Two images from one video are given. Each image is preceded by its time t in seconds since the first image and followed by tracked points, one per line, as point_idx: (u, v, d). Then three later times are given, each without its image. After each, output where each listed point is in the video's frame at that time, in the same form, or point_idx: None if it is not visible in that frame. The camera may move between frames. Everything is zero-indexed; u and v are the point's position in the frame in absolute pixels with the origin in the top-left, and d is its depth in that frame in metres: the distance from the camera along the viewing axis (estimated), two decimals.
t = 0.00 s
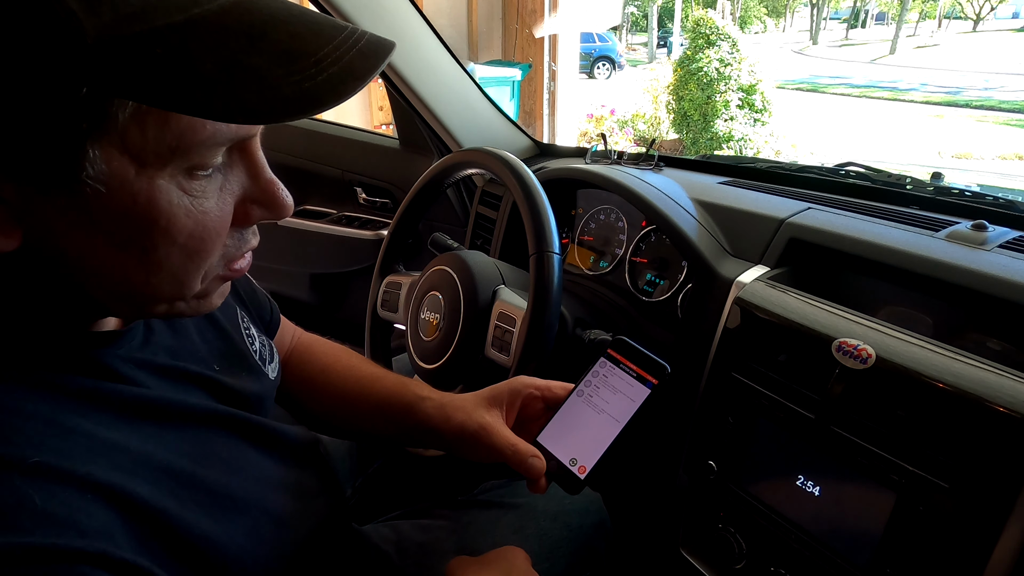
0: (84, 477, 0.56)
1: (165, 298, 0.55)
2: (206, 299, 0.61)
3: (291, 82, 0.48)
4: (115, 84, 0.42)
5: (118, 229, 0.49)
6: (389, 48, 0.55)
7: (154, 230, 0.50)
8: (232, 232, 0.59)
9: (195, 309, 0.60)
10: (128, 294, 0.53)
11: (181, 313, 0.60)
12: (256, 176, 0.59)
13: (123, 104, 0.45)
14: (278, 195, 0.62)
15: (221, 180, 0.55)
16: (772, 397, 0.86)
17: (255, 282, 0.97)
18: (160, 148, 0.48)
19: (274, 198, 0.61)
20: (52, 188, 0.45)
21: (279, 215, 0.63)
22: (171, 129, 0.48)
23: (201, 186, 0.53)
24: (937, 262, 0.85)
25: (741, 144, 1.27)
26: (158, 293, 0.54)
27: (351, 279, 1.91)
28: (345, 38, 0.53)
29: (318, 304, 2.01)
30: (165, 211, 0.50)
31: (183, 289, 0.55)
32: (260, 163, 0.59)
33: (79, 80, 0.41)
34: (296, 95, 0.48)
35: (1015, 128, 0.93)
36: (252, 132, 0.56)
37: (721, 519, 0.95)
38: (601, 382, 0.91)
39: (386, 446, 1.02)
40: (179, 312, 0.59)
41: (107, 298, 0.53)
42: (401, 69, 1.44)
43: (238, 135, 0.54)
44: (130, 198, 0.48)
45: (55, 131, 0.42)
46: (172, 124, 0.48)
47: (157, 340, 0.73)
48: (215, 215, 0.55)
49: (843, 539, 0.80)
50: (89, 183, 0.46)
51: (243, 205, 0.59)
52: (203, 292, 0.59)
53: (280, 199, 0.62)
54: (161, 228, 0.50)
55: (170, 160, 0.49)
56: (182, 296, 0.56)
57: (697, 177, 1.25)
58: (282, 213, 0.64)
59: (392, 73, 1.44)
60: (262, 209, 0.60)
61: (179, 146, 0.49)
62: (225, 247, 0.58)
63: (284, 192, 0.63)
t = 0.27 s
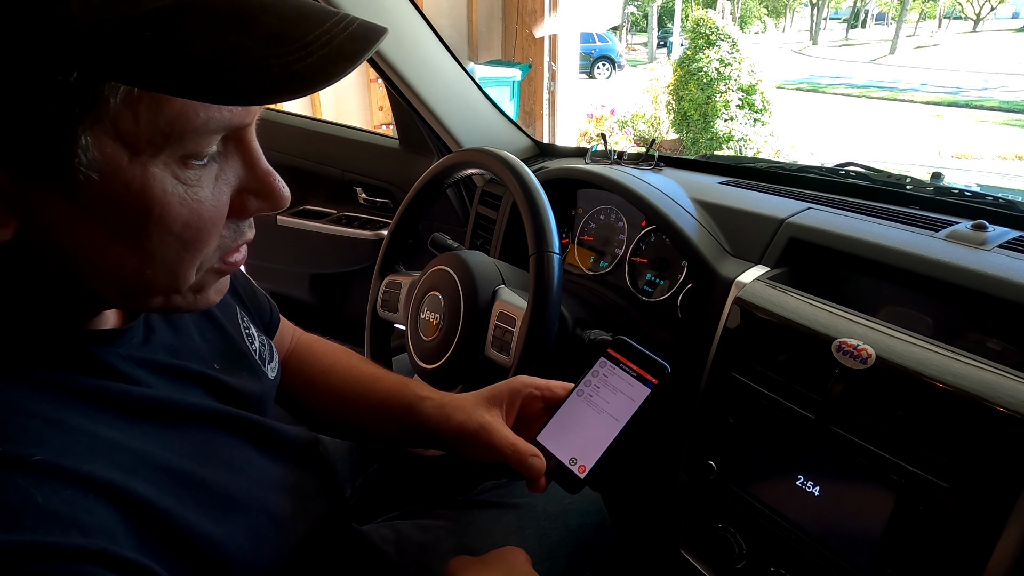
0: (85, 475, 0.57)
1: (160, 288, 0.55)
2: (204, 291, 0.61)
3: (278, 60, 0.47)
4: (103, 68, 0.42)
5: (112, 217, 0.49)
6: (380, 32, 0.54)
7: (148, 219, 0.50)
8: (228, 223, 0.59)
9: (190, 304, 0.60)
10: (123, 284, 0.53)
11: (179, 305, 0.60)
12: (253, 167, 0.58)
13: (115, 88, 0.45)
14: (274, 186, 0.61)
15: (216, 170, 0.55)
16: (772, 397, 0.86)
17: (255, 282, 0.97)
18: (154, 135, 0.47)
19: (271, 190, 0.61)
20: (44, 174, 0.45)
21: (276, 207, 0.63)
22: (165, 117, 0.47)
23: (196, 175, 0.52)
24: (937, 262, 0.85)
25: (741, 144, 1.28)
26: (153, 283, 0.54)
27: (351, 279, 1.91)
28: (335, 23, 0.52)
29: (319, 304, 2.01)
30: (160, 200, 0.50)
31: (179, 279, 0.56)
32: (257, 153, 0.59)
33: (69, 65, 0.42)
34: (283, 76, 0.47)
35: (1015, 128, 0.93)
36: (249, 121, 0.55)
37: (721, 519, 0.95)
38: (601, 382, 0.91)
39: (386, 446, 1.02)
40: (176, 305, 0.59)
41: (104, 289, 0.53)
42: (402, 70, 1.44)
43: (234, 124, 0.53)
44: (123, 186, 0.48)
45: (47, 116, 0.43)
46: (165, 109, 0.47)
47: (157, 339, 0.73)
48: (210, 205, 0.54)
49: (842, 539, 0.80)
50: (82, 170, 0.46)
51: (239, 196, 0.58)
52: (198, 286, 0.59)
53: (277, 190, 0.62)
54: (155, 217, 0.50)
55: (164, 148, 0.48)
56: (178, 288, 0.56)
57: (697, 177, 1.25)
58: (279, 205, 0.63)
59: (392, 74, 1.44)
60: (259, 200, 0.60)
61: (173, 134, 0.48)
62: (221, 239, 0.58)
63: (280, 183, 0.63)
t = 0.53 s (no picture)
0: (87, 476, 0.56)
1: (158, 290, 0.55)
2: (200, 292, 0.61)
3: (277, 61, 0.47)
4: (101, 70, 0.42)
5: (112, 218, 0.49)
6: (381, 31, 0.54)
7: (147, 221, 0.50)
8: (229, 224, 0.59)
9: (185, 307, 0.60)
10: (123, 285, 0.53)
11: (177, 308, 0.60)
12: (253, 168, 0.58)
13: (115, 91, 0.45)
14: (276, 188, 0.61)
15: (217, 171, 0.55)
16: (772, 397, 0.86)
17: (256, 283, 0.97)
18: (154, 138, 0.47)
19: (272, 191, 0.61)
20: (43, 176, 0.45)
21: (276, 208, 0.63)
22: (165, 119, 0.47)
23: (197, 177, 0.52)
24: (937, 262, 0.85)
25: (741, 144, 1.28)
26: (152, 284, 0.54)
27: (351, 279, 1.91)
28: (335, 22, 0.52)
29: (318, 304, 2.01)
30: (159, 202, 0.50)
31: (176, 282, 0.56)
32: (259, 154, 0.58)
33: (67, 67, 0.41)
34: (283, 76, 0.47)
35: (1014, 128, 0.93)
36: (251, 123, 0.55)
37: (721, 519, 0.95)
38: (600, 382, 0.91)
39: (385, 446, 1.02)
40: (175, 306, 0.59)
41: (103, 290, 0.53)
42: (402, 70, 1.44)
43: (236, 126, 0.53)
44: (123, 187, 0.48)
45: (47, 117, 0.43)
46: (166, 111, 0.47)
47: (158, 339, 0.73)
48: (210, 207, 0.54)
49: (842, 539, 0.80)
50: (82, 173, 0.46)
51: (240, 197, 0.58)
52: (191, 290, 0.59)
53: (278, 191, 0.62)
54: (155, 219, 0.50)
55: (165, 151, 0.49)
56: (174, 290, 0.56)
57: (697, 177, 1.25)
58: (280, 206, 0.63)
59: (392, 74, 1.44)
60: (260, 202, 0.60)
61: (173, 136, 0.48)
62: (221, 240, 0.58)
63: (282, 186, 0.63)
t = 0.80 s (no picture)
0: (88, 474, 0.57)
1: (157, 291, 0.55)
2: (201, 293, 0.61)
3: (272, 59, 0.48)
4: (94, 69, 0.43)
5: (107, 217, 0.49)
6: (376, 28, 0.54)
7: (142, 220, 0.50)
8: (227, 224, 0.59)
9: (185, 307, 0.60)
10: (120, 286, 0.53)
11: (177, 308, 0.60)
12: (250, 166, 0.58)
13: (103, 88, 0.45)
14: (273, 187, 0.61)
15: (212, 170, 0.54)
16: (772, 397, 0.86)
17: (255, 281, 0.97)
18: (146, 136, 0.47)
19: (271, 191, 0.61)
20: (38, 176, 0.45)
21: (275, 208, 0.63)
22: (157, 116, 0.47)
23: (191, 176, 0.52)
24: (937, 262, 0.85)
25: (741, 144, 1.28)
26: (148, 285, 0.54)
27: (351, 279, 1.91)
28: (330, 19, 0.52)
29: (319, 304, 2.01)
30: (153, 201, 0.50)
31: (175, 282, 0.56)
32: (256, 153, 0.58)
33: (54, 64, 0.42)
34: (275, 74, 0.47)
35: (1015, 128, 0.93)
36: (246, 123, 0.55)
37: (721, 519, 0.95)
38: (600, 382, 0.91)
39: (386, 446, 1.02)
40: (173, 307, 0.59)
41: (99, 292, 0.53)
42: (402, 70, 1.44)
43: (229, 124, 0.53)
44: (116, 186, 0.48)
45: (37, 114, 0.43)
46: (157, 109, 0.47)
47: (159, 338, 0.73)
48: (205, 206, 0.54)
49: (842, 539, 0.80)
50: (72, 171, 0.46)
51: (237, 197, 0.58)
52: (193, 289, 0.59)
53: (275, 191, 0.62)
54: (149, 219, 0.50)
55: (157, 150, 0.48)
56: (173, 291, 0.57)
57: (697, 177, 1.25)
58: (279, 206, 0.64)
59: (392, 74, 1.44)
60: (257, 202, 0.60)
61: (166, 134, 0.48)
62: (219, 240, 0.58)
63: (280, 187, 0.63)
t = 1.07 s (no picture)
0: (96, 466, 0.57)
1: (143, 289, 0.55)
2: (191, 291, 0.61)
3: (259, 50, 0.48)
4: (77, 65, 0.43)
5: (88, 214, 0.49)
6: (359, 17, 0.54)
7: (122, 218, 0.50)
8: (213, 221, 0.59)
9: (175, 306, 0.61)
10: (104, 284, 0.53)
11: (167, 306, 0.60)
12: (235, 162, 0.58)
13: (74, 83, 0.44)
14: (260, 184, 0.61)
15: (195, 166, 0.54)
16: (772, 397, 0.86)
17: (253, 275, 0.97)
18: (123, 132, 0.47)
19: (258, 188, 0.61)
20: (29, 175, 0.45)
21: (263, 205, 0.63)
22: (135, 112, 0.46)
23: (173, 172, 0.52)
24: (937, 262, 0.85)
25: (741, 144, 1.28)
26: (132, 283, 0.54)
27: (352, 279, 1.91)
28: (308, 8, 0.53)
29: (319, 304, 2.01)
30: (132, 199, 0.50)
31: (161, 280, 0.56)
32: (241, 150, 0.58)
33: (20, 60, 0.42)
34: (262, 62, 0.48)
35: (1015, 128, 0.93)
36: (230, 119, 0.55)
37: (721, 519, 0.95)
38: (601, 383, 0.91)
39: (386, 446, 1.03)
40: (161, 305, 0.59)
41: (85, 288, 0.53)
42: (401, 69, 1.44)
43: (211, 120, 0.52)
44: (95, 184, 0.47)
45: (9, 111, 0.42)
46: (134, 105, 0.46)
47: (160, 332, 0.73)
48: (187, 203, 0.54)
49: (842, 539, 0.80)
50: (47, 168, 0.45)
51: (221, 193, 0.58)
52: (181, 288, 0.60)
53: (264, 189, 0.62)
54: (129, 216, 0.50)
55: (136, 147, 0.48)
56: (159, 289, 0.57)
57: (697, 177, 1.25)
58: (267, 203, 0.63)
59: (392, 73, 1.44)
60: (243, 199, 0.60)
61: (145, 130, 0.48)
62: (205, 237, 0.58)
63: (267, 183, 0.63)
